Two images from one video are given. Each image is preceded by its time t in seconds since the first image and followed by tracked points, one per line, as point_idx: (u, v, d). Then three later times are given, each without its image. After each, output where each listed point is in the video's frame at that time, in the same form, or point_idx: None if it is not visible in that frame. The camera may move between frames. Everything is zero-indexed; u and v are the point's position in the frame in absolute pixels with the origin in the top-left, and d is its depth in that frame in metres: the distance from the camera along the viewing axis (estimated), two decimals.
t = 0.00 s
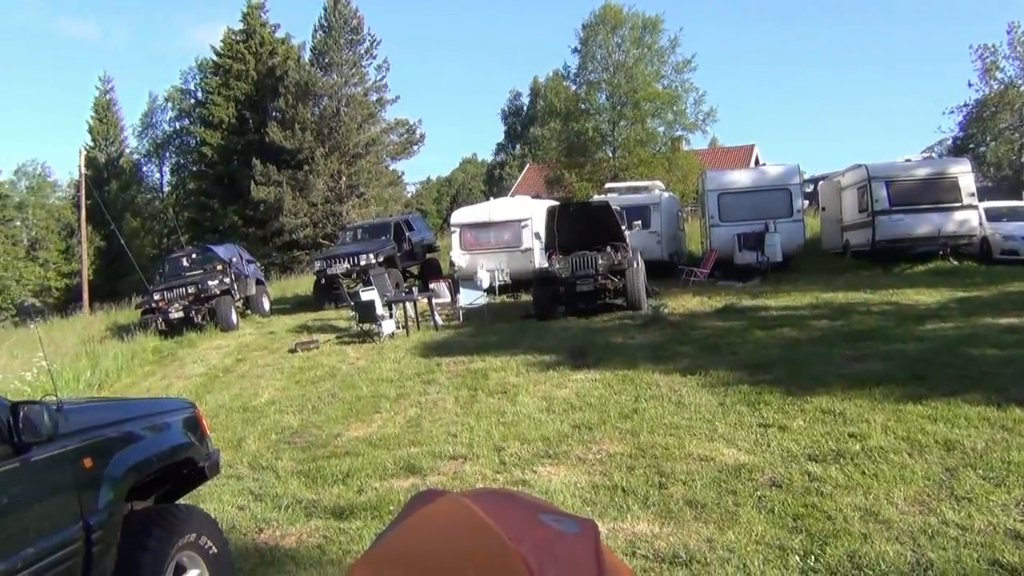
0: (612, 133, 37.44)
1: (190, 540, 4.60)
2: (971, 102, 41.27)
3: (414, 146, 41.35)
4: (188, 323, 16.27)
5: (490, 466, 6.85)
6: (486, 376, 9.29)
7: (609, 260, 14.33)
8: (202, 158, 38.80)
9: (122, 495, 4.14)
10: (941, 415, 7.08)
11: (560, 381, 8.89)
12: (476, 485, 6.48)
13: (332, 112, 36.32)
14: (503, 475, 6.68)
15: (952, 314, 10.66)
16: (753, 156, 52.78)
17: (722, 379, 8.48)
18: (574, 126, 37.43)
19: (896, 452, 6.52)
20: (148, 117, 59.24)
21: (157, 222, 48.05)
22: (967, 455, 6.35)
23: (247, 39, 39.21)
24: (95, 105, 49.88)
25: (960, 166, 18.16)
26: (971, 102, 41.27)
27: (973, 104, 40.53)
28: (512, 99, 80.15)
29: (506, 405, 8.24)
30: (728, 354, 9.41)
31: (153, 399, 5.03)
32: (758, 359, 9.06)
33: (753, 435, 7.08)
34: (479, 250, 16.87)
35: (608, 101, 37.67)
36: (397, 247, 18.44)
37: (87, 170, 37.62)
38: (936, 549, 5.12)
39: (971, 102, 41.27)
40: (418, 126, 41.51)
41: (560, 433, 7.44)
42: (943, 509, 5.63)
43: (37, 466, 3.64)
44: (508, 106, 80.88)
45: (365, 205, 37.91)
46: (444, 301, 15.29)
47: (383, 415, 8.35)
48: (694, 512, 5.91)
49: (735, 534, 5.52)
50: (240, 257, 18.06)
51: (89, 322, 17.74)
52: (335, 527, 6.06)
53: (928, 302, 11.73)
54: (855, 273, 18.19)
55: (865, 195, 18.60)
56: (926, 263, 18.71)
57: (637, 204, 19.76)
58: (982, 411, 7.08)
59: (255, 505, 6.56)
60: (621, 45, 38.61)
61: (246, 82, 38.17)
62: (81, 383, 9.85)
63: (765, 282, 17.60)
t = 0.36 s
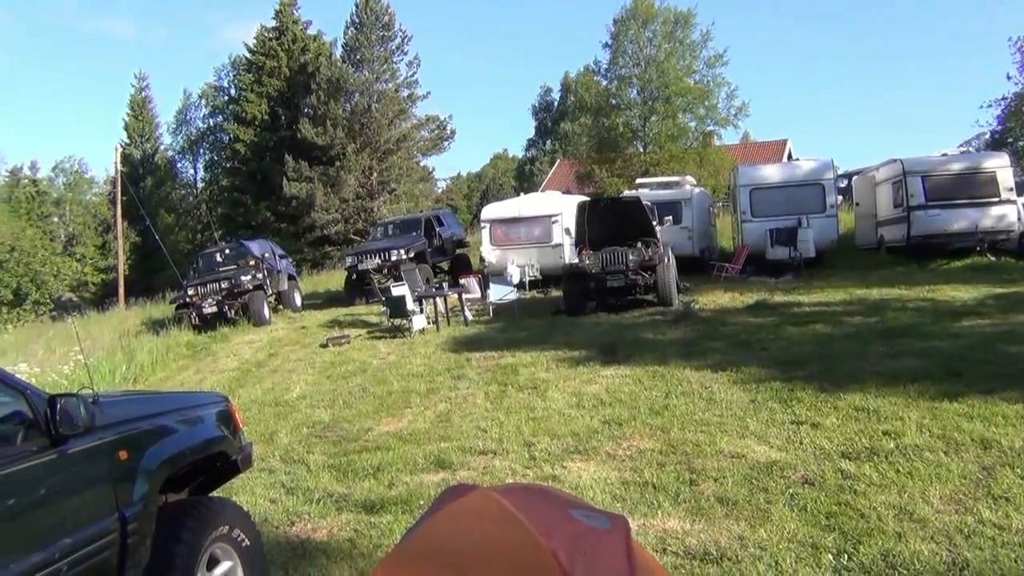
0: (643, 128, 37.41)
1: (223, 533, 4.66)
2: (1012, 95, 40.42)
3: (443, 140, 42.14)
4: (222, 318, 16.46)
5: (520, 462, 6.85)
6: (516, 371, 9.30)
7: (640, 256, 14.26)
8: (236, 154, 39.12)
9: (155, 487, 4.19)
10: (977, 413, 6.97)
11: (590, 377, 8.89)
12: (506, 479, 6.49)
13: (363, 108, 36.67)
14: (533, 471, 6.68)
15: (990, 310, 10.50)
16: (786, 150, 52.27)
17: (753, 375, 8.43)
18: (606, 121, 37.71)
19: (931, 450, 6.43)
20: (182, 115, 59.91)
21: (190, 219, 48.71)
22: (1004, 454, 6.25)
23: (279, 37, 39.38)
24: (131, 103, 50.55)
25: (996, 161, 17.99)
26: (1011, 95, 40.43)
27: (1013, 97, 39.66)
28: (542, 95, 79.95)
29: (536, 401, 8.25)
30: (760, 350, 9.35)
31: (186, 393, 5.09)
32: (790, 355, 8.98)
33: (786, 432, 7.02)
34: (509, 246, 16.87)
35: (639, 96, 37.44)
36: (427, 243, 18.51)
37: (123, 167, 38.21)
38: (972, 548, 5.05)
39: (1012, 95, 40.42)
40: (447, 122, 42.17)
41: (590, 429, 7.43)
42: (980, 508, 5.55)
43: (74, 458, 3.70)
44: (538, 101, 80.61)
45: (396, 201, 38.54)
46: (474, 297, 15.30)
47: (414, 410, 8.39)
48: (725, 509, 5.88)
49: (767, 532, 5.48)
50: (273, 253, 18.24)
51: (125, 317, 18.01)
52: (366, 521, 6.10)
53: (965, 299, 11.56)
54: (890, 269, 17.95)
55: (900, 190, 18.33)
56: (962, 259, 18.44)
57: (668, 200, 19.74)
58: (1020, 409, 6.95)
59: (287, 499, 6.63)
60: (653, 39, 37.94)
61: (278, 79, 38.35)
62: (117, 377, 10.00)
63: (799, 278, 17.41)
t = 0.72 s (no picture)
0: (662, 123, 37.19)
1: (243, 525, 4.68)
2: None
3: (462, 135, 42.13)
4: (242, 312, 16.56)
5: (539, 456, 6.85)
6: (535, 366, 9.30)
7: (659, 251, 14.27)
8: (256, 149, 39.22)
9: (177, 479, 4.22)
10: (1001, 409, 6.90)
11: (609, 372, 8.87)
12: (525, 474, 6.49)
13: (382, 103, 36.96)
14: (552, 465, 6.68)
15: (1014, 306, 10.37)
16: (807, 145, 51.89)
17: (773, 370, 8.39)
18: (624, 116, 37.56)
19: (955, 447, 6.38)
20: (203, 110, 60.40)
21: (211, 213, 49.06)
22: None
23: (298, 32, 39.75)
24: (152, 98, 51.03)
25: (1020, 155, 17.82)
26: None
27: None
28: (561, 90, 79.84)
29: (555, 395, 8.25)
30: (780, 345, 9.31)
31: (208, 385, 5.13)
32: (811, 350, 8.93)
33: (807, 427, 6.99)
34: (528, 241, 16.92)
35: (659, 90, 37.35)
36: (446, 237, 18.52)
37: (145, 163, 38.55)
38: (996, 546, 4.99)
39: None
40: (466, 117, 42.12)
41: (609, 424, 7.42)
42: (1004, 505, 5.49)
43: (97, 449, 3.72)
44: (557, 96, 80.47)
45: (415, 195, 38.31)
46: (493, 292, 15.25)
47: (433, 404, 8.40)
48: (745, 505, 5.85)
49: (788, 528, 5.45)
50: (293, 248, 18.31)
51: (146, 310, 18.14)
52: (385, 514, 6.12)
53: (989, 294, 11.43)
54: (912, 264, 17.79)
55: (923, 185, 18.19)
56: (985, 254, 18.22)
57: (688, 194, 19.62)
58: None
59: (307, 492, 6.65)
60: (672, 33, 37.76)
61: (298, 74, 38.69)
62: (139, 370, 10.09)
63: (819, 273, 17.29)
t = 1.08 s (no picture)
0: (685, 117, 36.97)
1: (267, 515, 4.73)
2: None
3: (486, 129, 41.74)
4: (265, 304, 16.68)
5: (560, 450, 6.84)
6: (556, 359, 9.30)
7: (682, 245, 14.20)
8: (278, 143, 39.39)
9: (201, 470, 4.24)
10: None
11: (630, 366, 8.85)
12: (547, 467, 6.49)
13: (405, 97, 36.88)
14: (573, 458, 6.66)
15: None
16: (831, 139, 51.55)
17: (796, 365, 8.35)
18: (647, 110, 37.29)
19: (981, 443, 6.31)
20: (226, 104, 60.90)
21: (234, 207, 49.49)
22: None
23: (321, 26, 39.89)
24: (177, 92, 51.46)
25: None
26: None
27: None
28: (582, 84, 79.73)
29: (576, 389, 8.25)
30: (803, 340, 9.26)
31: (231, 376, 5.14)
32: (834, 345, 8.88)
33: (829, 423, 6.95)
34: (550, 235, 16.93)
35: (682, 85, 37.12)
36: (468, 231, 18.54)
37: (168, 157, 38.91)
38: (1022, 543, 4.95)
39: None
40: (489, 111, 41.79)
41: (630, 418, 7.42)
42: None
43: (122, 439, 3.73)
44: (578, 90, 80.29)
45: (437, 189, 38.31)
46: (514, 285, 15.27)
47: (454, 397, 8.43)
48: (768, 500, 5.81)
49: (810, 524, 5.41)
50: (314, 241, 18.37)
51: (170, 302, 18.32)
52: (406, 506, 6.15)
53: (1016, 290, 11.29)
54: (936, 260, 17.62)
55: (949, 179, 18.01)
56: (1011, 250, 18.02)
57: (711, 188, 19.55)
58: None
59: (330, 483, 6.69)
60: (695, 26, 37.48)
61: (320, 68, 38.88)
62: (163, 362, 10.18)
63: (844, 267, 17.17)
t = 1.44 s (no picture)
0: (711, 108, 35.75)
1: (295, 499, 4.71)
2: None
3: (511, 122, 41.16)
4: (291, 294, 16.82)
5: (585, 438, 6.85)
6: (581, 349, 9.32)
7: (707, 236, 14.17)
8: (305, 134, 39.70)
9: (231, 453, 4.21)
10: None
11: (655, 356, 8.86)
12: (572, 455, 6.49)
13: (430, 88, 37.09)
14: (598, 447, 6.67)
15: None
16: (861, 130, 50.99)
17: (822, 356, 8.31)
18: (673, 100, 36.17)
19: (1010, 436, 6.25)
20: (254, 95, 61.35)
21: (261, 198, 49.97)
22: None
23: (347, 17, 40.18)
24: (204, 84, 51.85)
25: None
26: None
27: None
28: (609, 73, 79.27)
29: (601, 379, 8.27)
30: (829, 331, 9.21)
31: (259, 361, 5.10)
32: (861, 337, 8.82)
33: (857, 414, 6.91)
34: (575, 225, 17.02)
35: (708, 75, 36.03)
36: (493, 222, 18.58)
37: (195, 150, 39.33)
38: None
39: None
40: (513, 102, 41.48)
41: (655, 408, 7.41)
42: None
43: (154, 422, 3.69)
44: (606, 80, 79.74)
45: (462, 179, 38.38)
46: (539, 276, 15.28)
47: (479, 386, 8.46)
48: (794, 489, 5.76)
49: (836, 513, 5.35)
50: (341, 231, 18.48)
51: (199, 291, 18.56)
52: (432, 492, 6.19)
53: None
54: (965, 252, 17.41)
55: (980, 170, 17.81)
56: None
57: (737, 178, 19.46)
58: None
59: (356, 469, 6.75)
60: (723, 15, 36.34)
61: (346, 59, 39.03)
62: (192, 351, 10.31)
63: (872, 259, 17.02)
